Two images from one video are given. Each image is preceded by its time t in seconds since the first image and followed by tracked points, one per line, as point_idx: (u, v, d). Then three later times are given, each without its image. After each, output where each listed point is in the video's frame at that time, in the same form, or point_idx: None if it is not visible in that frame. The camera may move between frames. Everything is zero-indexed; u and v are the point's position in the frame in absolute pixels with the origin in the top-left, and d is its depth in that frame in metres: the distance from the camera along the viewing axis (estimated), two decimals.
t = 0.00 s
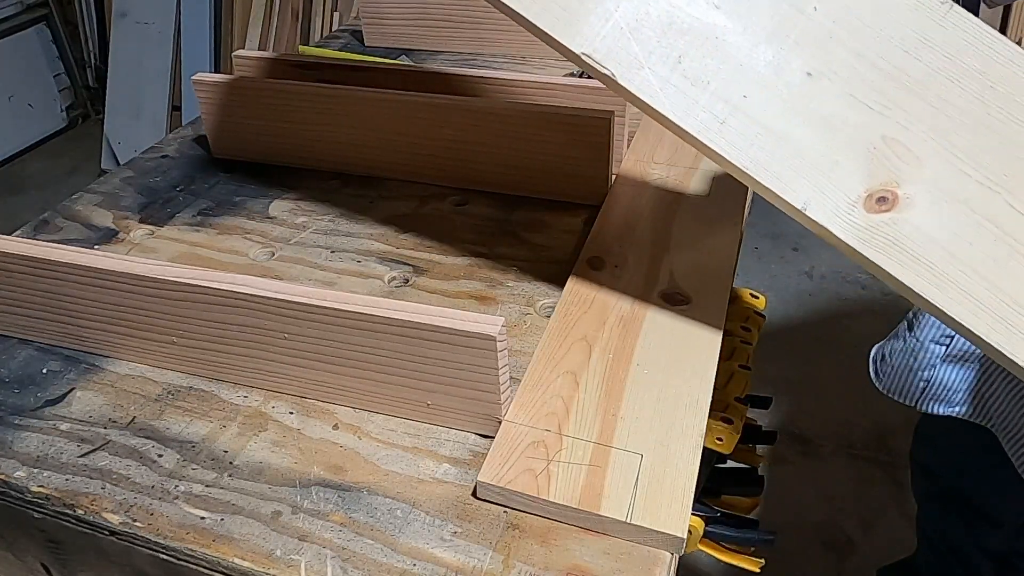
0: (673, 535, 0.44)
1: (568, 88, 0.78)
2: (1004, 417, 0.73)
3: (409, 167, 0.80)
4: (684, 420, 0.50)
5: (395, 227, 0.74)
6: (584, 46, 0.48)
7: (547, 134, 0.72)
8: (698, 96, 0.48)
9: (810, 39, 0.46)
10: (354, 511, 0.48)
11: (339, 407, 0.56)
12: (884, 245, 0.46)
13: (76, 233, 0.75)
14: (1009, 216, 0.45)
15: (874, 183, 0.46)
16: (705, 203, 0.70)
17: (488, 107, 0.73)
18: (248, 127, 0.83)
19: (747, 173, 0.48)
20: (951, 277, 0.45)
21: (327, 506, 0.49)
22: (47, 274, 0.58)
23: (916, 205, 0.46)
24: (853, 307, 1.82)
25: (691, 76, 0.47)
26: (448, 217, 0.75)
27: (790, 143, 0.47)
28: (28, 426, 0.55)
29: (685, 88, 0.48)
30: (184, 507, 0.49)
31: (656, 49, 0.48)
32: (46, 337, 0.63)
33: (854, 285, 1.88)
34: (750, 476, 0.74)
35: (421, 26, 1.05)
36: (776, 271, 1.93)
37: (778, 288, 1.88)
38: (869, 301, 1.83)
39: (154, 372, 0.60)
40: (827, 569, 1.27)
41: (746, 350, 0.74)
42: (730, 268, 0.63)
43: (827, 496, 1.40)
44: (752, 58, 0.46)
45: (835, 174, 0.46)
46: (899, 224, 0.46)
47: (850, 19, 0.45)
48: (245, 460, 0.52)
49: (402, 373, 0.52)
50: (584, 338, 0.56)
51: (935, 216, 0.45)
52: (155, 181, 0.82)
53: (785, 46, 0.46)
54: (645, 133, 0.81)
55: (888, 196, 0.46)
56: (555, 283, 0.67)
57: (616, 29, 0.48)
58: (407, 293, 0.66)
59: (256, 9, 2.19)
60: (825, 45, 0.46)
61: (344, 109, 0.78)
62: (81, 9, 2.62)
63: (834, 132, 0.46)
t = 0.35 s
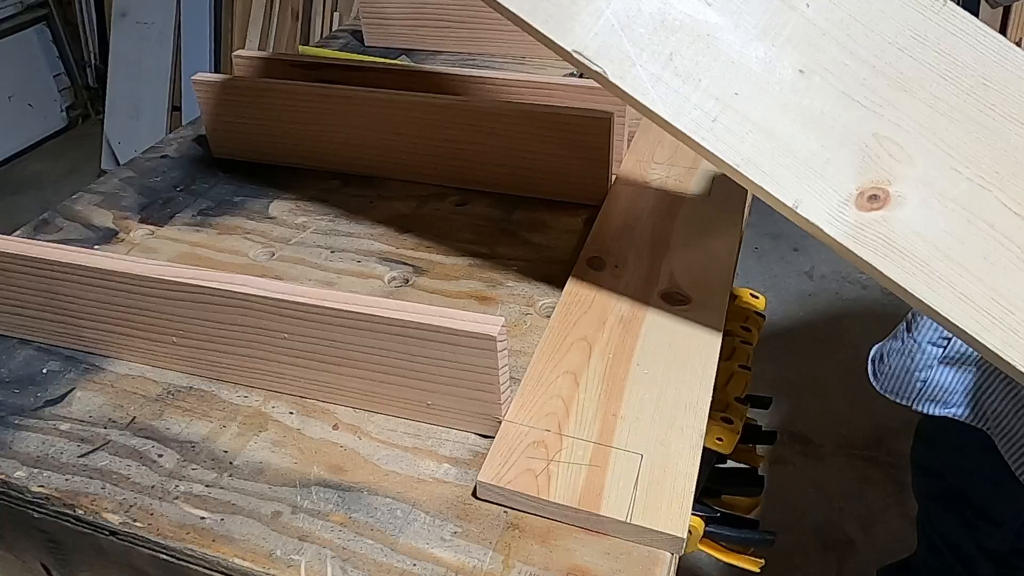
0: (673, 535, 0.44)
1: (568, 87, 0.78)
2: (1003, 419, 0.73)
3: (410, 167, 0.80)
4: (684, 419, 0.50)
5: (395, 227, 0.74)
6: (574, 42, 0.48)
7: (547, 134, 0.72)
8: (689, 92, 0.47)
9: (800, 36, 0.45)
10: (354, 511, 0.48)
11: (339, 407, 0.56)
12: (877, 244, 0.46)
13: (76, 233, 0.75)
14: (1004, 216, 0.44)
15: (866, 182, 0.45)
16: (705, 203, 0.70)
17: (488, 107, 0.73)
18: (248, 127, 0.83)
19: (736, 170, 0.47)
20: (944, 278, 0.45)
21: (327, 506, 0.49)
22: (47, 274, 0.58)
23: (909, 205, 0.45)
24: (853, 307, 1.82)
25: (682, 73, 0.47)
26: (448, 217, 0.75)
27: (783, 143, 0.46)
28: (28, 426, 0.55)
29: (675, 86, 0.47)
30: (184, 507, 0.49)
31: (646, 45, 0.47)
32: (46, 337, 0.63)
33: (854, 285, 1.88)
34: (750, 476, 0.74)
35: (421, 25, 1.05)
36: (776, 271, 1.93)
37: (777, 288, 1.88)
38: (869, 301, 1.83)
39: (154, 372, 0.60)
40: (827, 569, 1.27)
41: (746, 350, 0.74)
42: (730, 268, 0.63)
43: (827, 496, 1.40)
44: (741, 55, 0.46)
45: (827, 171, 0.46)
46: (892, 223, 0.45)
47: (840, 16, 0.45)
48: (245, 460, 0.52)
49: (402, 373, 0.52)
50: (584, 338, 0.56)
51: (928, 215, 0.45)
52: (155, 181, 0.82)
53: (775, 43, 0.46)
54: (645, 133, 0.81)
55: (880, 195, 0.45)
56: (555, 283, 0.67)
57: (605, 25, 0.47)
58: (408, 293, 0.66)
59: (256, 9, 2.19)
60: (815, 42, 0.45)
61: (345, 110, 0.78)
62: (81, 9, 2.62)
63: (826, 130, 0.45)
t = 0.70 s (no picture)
0: (673, 535, 0.44)
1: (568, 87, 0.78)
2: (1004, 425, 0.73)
3: (410, 167, 0.80)
4: (684, 419, 0.50)
5: (395, 227, 0.74)
6: (579, 25, 0.45)
7: (548, 135, 0.72)
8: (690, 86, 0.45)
9: (811, 34, 0.43)
10: (354, 511, 0.48)
11: (339, 407, 0.56)
12: (888, 249, 0.44)
13: (76, 233, 0.75)
14: (1016, 229, 0.43)
15: (878, 186, 0.44)
16: (704, 203, 0.71)
17: (489, 108, 0.73)
18: (249, 127, 0.83)
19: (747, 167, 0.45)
20: (957, 285, 0.44)
21: (327, 506, 0.49)
22: (47, 274, 0.58)
23: (922, 213, 0.43)
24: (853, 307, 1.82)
25: (692, 64, 0.44)
26: (448, 217, 0.75)
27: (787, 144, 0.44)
28: (28, 426, 0.55)
29: (686, 78, 0.44)
30: (184, 507, 0.49)
31: (655, 32, 0.44)
32: (46, 337, 0.63)
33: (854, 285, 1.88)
34: (750, 476, 0.74)
35: (421, 25, 1.05)
36: (776, 271, 1.93)
37: (778, 288, 1.88)
38: (869, 301, 1.83)
39: (154, 372, 0.60)
40: (827, 569, 1.27)
41: (746, 350, 0.74)
42: (730, 268, 0.63)
43: (827, 496, 1.40)
44: (753, 50, 0.43)
45: (839, 173, 0.44)
46: (904, 229, 0.44)
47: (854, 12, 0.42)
48: (245, 460, 0.52)
49: (402, 373, 0.52)
50: (584, 338, 0.56)
51: (940, 223, 0.43)
52: (155, 181, 0.82)
53: (787, 37, 0.43)
54: (645, 133, 0.81)
55: (894, 200, 0.44)
56: (555, 283, 0.67)
57: (611, 12, 0.45)
58: (408, 293, 0.66)
59: (256, 9, 2.19)
60: (826, 41, 0.43)
61: (345, 110, 0.78)
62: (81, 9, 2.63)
63: (839, 132, 0.43)
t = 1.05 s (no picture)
0: (673, 535, 0.44)
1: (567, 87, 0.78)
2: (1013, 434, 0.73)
3: (411, 167, 0.80)
4: (684, 420, 0.50)
5: (395, 227, 0.74)
6: None
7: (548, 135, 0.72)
8: None
9: None
10: (354, 512, 0.48)
11: (339, 407, 0.56)
12: None
13: (76, 233, 0.74)
14: None
15: None
16: (704, 203, 0.71)
17: (489, 108, 0.73)
18: (249, 127, 0.83)
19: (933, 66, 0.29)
20: None
21: (327, 506, 0.49)
22: (48, 274, 0.58)
23: None
24: (853, 307, 1.82)
25: None
26: (448, 217, 0.75)
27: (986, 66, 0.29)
28: (27, 426, 0.55)
29: None
30: (184, 507, 0.49)
31: None
32: (46, 337, 0.63)
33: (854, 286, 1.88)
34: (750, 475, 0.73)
35: (421, 25, 1.05)
36: (776, 271, 1.93)
37: (778, 288, 1.88)
38: (869, 302, 1.83)
39: (154, 372, 0.60)
40: (827, 569, 1.27)
41: (746, 350, 0.74)
42: (731, 268, 0.63)
43: (827, 496, 1.40)
44: None
45: None
46: None
47: None
48: (245, 460, 0.52)
49: (402, 373, 0.52)
50: (584, 338, 0.56)
51: None
52: (156, 181, 0.82)
53: None
54: (645, 133, 0.81)
55: None
56: (555, 283, 0.67)
57: None
58: (408, 293, 0.66)
59: (256, 9, 2.18)
60: None
61: (346, 110, 0.78)
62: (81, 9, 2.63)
63: None
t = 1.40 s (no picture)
0: (673, 536, 0.44)
1: (567, 86, 0.78)
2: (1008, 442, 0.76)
3: (410, 168, 0.80)
4: (684, 420, 0.50)
5: (395, 227, 0.74)
6: None
7: (547, 135, 0.72)
8: None
9: None
10: (354, 511, 0.48)
11: (340, 407, 0.56)
12: None
13: (76, 233, 0.74)
14: None
15: None
16: (705, 203, 0.71)
17: (489, 108, 0.73)
18: (249, 127, 0.83)
19: None
20: None
21: (327, 507, 0.49)
22: (48, 274, 0.58)
23: None
24: (853, 307, 1.82)
25: None
26: (448, 217, 0.75)
27: None
28: (27, 426, 0.55)
29: None
30: (184, 507, 0.49)
31: None
32: (46, 337, 0.63)
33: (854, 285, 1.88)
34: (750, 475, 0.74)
35: (421, 25, 1.05)
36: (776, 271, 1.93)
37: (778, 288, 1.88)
38: (869, 301, 1.83)
39: (154, 372, 0.60)
40: (827, 569, 1.27)
41: (746, 350, 0.74)
42: (731, 268, 0.63)
43: (827, 496, 1.40)
44: None
45: None
46: None
47: None
48: (245, 460, 0.52)
49: (402, 373, 0.52)
50: (584, 338, 0.56)
51: None
52: (155, 181, 0.82)
53: None
54: (645, 134, 0.82)
55: None
56: (555, 283, 0.67)
57: None
58: (408, 293, 0.66)
59: (256, 9, 2.18)
60: None
61: (345, 110, 0.78)
62: (81, 9, 2.62)
63: None
